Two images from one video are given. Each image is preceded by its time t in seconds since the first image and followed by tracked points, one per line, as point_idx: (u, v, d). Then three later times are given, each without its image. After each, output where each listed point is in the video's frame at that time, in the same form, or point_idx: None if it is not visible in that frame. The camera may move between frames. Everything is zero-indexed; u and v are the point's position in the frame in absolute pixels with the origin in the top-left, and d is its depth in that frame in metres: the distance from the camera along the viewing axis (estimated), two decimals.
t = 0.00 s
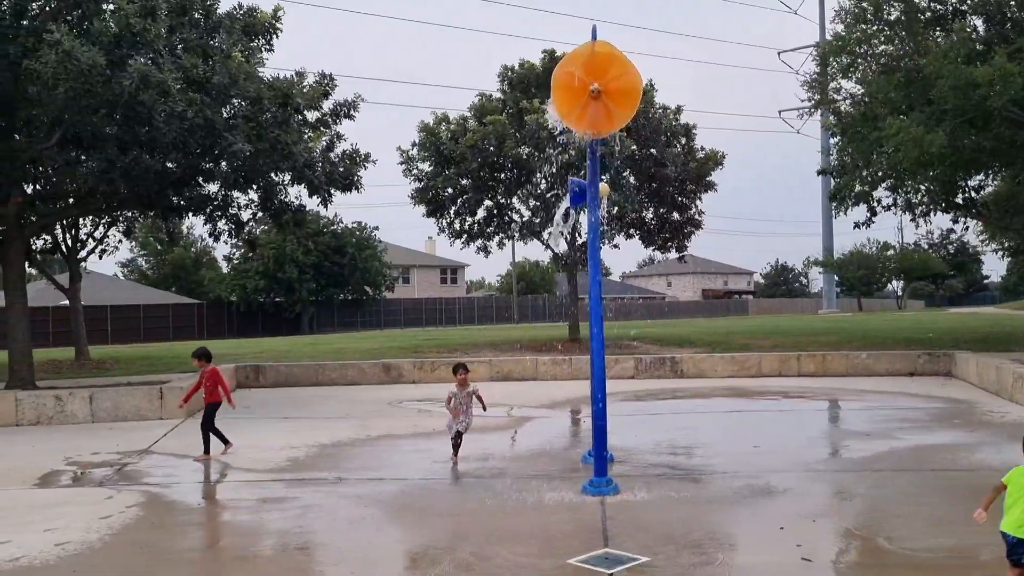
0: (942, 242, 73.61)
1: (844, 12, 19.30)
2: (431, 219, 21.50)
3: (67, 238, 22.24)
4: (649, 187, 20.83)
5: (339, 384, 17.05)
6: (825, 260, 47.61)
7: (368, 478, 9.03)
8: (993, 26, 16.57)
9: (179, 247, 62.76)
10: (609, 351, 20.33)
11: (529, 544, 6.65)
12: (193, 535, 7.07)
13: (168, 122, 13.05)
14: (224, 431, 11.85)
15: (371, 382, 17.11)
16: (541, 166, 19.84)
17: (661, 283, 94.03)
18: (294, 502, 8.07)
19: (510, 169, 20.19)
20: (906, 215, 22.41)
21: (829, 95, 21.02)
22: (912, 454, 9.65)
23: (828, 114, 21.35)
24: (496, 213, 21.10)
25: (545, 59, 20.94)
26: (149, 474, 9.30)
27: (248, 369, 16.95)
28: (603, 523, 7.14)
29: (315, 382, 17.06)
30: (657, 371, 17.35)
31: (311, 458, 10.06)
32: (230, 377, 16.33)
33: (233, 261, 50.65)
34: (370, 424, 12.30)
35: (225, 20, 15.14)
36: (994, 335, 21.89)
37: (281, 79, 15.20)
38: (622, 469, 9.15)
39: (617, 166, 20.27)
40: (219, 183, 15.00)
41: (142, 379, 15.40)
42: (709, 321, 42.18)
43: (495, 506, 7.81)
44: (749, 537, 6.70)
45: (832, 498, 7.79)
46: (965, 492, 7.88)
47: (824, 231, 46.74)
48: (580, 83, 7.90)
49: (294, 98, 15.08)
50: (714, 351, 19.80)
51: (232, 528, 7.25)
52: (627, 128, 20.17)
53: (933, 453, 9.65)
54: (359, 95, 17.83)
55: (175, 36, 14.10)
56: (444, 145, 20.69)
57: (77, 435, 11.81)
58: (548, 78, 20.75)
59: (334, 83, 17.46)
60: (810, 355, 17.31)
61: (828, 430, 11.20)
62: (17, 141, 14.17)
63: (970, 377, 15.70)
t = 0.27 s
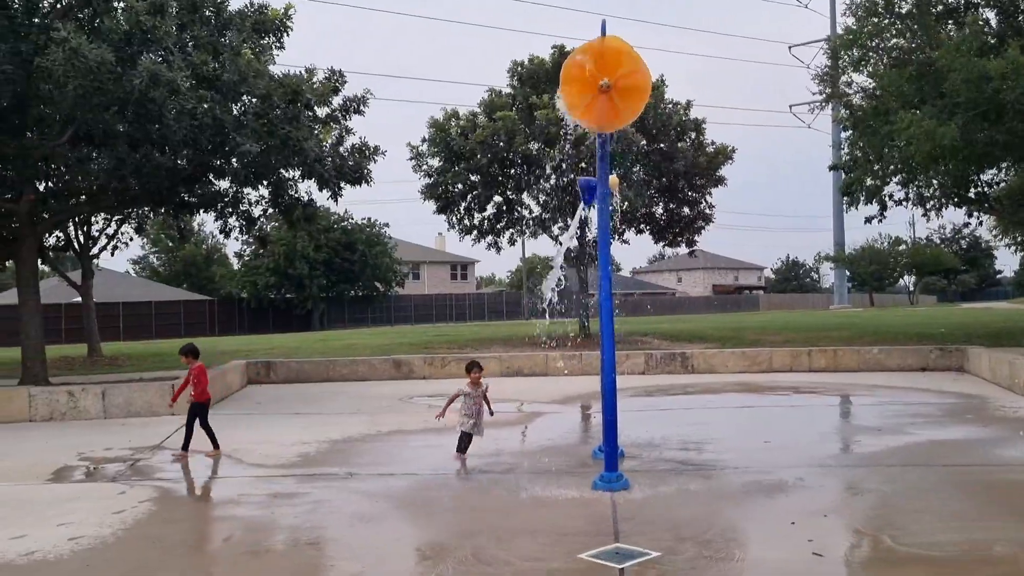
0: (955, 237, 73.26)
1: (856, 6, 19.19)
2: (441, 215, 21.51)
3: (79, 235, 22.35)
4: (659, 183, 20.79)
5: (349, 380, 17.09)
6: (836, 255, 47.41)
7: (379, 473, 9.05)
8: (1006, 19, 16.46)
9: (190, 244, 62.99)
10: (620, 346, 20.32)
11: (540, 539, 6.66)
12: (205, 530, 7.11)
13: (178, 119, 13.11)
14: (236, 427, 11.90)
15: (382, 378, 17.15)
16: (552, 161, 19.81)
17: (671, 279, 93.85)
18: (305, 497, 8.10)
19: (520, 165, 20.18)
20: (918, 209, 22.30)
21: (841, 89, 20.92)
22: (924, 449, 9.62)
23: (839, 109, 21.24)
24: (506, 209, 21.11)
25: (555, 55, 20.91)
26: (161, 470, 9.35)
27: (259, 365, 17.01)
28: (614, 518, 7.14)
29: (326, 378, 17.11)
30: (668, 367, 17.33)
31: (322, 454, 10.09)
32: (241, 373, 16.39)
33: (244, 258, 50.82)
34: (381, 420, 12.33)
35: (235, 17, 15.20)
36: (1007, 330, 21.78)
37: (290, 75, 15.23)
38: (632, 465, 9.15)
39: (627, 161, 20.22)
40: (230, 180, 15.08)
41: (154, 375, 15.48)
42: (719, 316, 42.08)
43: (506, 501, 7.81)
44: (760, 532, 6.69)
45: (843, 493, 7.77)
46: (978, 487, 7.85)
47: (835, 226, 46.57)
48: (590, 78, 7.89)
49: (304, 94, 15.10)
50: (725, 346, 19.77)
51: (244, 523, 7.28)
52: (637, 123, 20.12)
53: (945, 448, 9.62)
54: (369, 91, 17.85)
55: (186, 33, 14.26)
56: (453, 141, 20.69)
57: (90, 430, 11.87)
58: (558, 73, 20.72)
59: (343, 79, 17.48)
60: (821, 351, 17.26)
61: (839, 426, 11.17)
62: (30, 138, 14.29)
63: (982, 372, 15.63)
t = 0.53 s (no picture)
0: (966, 223, 72.89)
1: None
2: (449, 202, 21.49)
3: (88, 223, 22.43)
4: (668, 169, 20.72)
5: (358, 367, 17.13)
6: (845, 242, 47.22)
7: (388, 459, 9.07)
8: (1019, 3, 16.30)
9: (200, 231, 63.13)
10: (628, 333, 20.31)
11: (549, 525, 6.67)
12: (216, 516, 7.14)
13: (186, 107, 13.12)
14: (245, 414, 11.93)
15: (390, 366, 17.18)
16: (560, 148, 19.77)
17: (680, 266, 93.68)
18: (315, 483, 8.13)
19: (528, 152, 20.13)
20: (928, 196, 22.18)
21: (851, 74, 20.78)
22: (934, 435, 9.60)
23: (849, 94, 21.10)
24: (514, 196, 21.08)
25: (563, 41, 20.82)
26: (171, 455, 9.40)
27: (268, 352, 17.06)
28: (623, 505, 7.15)
29: (335, 365, 17.15)
30: (677, 354, 17.31)
31: (331, 440, 10.12)
32: (251, 360, 16.44)
33: (253, 245, 50.93)
34: (390, 407, 12.36)
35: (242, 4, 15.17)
36: (1018, 317, 21.68)
37: (298, 61, 15.18)
38: (641, 451, 9.14)
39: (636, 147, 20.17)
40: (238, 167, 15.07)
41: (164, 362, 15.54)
42: (729, 304, 42.01)
43: (514, 487, 7.83)
44: (769, 518, 6.69)
45: (852, 479, 7.77)
46: (989, 474, 7.82)
47: (845, 213, 46.46)
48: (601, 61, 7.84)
49: (312, 80, 15.05)
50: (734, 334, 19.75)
51: (254, 509, 7.32)
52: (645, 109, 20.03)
53: (955, 435, 9.59)
54: (377, 78, 17.82)
55: (194, 20, 14.25)
56: (461, 128, 20.64)
57: (101, 417, 11.94)
58: (566, 59, 20.64)
59: (351, 66, 17.44)
60: (831, 338, 17.21)
61: (848, 413, 11.14)
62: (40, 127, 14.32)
63: (993, 359, 15.57)
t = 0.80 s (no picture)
0: (969, 217, 72.79)
1: None
2: (451, 196, 21.48)
3: (91, 218, 22.44)
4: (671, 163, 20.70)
5: (361, 361, 17.14)
6: (848, 235, 47.19)
7: (391, 453, 9.09)
8: None
9: (202, 226, 63.17)
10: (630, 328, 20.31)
11: (552, 519, 6.68)
12: (219, 509, 7.16)
13: (189, 100, 13.12)
14: (248, 408, 11.95)
15: (393, 360, 17.20)
16: (563, 141, 19.76)
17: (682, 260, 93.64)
18: (318, 477, 8.15)
19: (530, 146, 20.12)
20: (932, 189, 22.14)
21: (854, 67, 20.72)
22: (936, 429, 9.60)
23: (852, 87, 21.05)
24: (516, 190, 21.07)
25: (565, 34, 20.79)
26: (175, 450, 9.42)
27: (271, 346, 17.07)
28: (626, 498, 7.16)
29: (337, 359, 17.17)
30: (679, 348, 17.31)
31: (334, 434, 10.14)
32: (254, 354, 16.47)
33: (255, 240, 50.96)
34: (393, 401, 12.37)
35: None
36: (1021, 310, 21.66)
37: (299, 54, 15.16)
38: (643, 445, 9.15)
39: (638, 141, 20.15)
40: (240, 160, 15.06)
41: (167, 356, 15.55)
42: (731, 298, 42.00)
43: (517, 481, 7.84)
44: (771, 511, 6.70)
45: (855, 472, 7.77)
46: (992, 468, 7.82)
47: (848, 207, 46.43)
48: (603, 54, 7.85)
49: (313, 72, 15.04)
50: (737, 327, 19.74)
51: (257, 502, 7.33)
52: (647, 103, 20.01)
53: (957, 428, 9.59)
54: (378, 71, 17.80)
55: (195, 14, 14.24)
56: (464, 122, 20.63)
57: (104, 411, 11.96)
58: (569, 53, 20.62)
59: (352, 60, 17.43)
60: (833, 332, 17.20)
61: (851, 406, 11.15)
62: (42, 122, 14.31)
63: (996, 353, 15.55)
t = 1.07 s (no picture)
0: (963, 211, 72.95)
1: None
2: (446, 190, 21.46)
3: (84, 213, 22.38)
4: (665, 157, 20.69)
5: (355, 356, 17.12)
6: (842, 229, 47.26)
7: (385, 448, 9.09)
8: None
9: (196, 221, 63.03)
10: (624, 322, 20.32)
11: (546, 513, 6.69)
12: (214, 504, 7.16)
13: (181, 93, 13.07)
14: (243, 403, 11.94)
15: (388, 354, 17.19)
16: (557, 136, 19.75)
17: (676, 254, 93.70)
18: (312, 472, 8.15)
19: (524, 140, 20.10)
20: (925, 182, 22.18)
21: (847, 61, 20.72)
22: (930, 422, 9.62)
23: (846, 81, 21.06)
24: (511, 184, 21.05)
25: (559, 28, 20.77)
26: (169, 445, 9.41)
27: (265, 341, 17.02)
28: (620, 492, 7.17)
29: (332, 354, 17.15)
30: (673, 342, 17.33)
31: (328, 429, 10.13)
32: (248, 349, 16.44)
33: (250, 235, 50.86)
34: (388, 395, 12.37)
35: None
36: (1014, 304, 21.73)
37: (291, 47, 15.10)
38: (638, 439, 9.16)
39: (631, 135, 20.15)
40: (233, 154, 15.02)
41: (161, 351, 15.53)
42: (725, 291, 42.05)
43: (512, 475, 7.85)
44: (764, 505, 6.71)
45: (848, 466, 7.79)
46: (985, 461, 7.84)
47: (842, 200, 46.52)
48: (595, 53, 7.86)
49: (305, 65, 14.99)
50: (731, 321, 19.77)
51: (251, 497, 7.33)
52: (641, 97, 20.00)
53: (950, 421, 9.62)
54: (372, 66, 17.75)
55: (187, 7, 14.18)
56: (458, 116, 20.59)
57: (98, 407, 11.94)
58: (562, 47, 20.60)
59: (346, 54, 17.38)
60: (827, 325, 17.23)
61: (845, 400, 11.17)
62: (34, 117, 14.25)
63: (989, 346, 15.60)
